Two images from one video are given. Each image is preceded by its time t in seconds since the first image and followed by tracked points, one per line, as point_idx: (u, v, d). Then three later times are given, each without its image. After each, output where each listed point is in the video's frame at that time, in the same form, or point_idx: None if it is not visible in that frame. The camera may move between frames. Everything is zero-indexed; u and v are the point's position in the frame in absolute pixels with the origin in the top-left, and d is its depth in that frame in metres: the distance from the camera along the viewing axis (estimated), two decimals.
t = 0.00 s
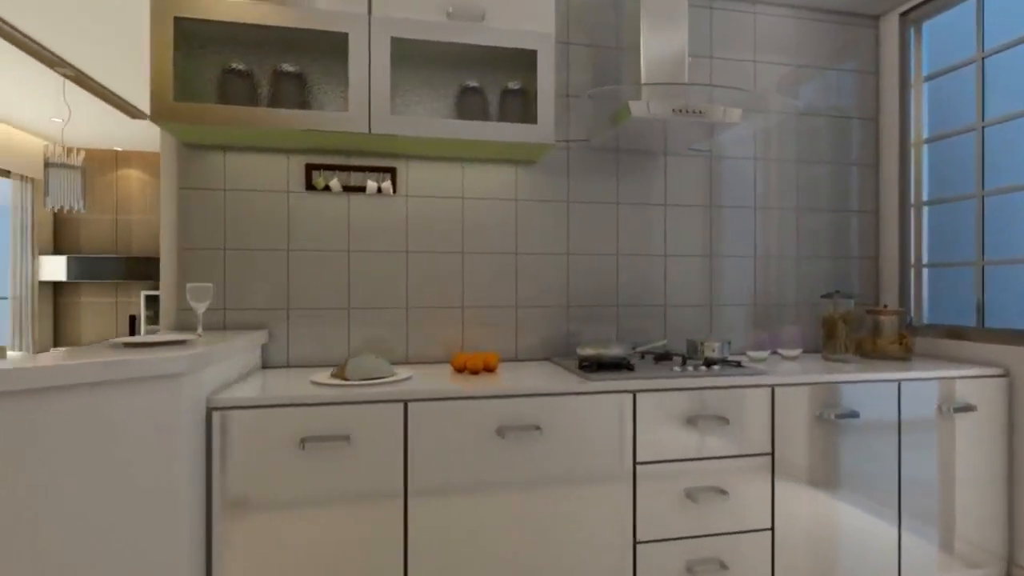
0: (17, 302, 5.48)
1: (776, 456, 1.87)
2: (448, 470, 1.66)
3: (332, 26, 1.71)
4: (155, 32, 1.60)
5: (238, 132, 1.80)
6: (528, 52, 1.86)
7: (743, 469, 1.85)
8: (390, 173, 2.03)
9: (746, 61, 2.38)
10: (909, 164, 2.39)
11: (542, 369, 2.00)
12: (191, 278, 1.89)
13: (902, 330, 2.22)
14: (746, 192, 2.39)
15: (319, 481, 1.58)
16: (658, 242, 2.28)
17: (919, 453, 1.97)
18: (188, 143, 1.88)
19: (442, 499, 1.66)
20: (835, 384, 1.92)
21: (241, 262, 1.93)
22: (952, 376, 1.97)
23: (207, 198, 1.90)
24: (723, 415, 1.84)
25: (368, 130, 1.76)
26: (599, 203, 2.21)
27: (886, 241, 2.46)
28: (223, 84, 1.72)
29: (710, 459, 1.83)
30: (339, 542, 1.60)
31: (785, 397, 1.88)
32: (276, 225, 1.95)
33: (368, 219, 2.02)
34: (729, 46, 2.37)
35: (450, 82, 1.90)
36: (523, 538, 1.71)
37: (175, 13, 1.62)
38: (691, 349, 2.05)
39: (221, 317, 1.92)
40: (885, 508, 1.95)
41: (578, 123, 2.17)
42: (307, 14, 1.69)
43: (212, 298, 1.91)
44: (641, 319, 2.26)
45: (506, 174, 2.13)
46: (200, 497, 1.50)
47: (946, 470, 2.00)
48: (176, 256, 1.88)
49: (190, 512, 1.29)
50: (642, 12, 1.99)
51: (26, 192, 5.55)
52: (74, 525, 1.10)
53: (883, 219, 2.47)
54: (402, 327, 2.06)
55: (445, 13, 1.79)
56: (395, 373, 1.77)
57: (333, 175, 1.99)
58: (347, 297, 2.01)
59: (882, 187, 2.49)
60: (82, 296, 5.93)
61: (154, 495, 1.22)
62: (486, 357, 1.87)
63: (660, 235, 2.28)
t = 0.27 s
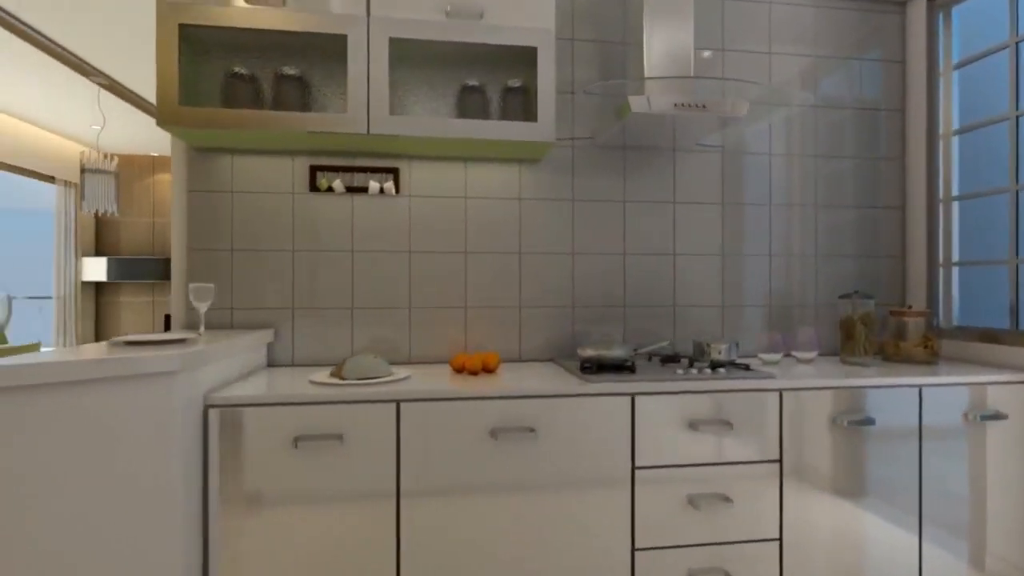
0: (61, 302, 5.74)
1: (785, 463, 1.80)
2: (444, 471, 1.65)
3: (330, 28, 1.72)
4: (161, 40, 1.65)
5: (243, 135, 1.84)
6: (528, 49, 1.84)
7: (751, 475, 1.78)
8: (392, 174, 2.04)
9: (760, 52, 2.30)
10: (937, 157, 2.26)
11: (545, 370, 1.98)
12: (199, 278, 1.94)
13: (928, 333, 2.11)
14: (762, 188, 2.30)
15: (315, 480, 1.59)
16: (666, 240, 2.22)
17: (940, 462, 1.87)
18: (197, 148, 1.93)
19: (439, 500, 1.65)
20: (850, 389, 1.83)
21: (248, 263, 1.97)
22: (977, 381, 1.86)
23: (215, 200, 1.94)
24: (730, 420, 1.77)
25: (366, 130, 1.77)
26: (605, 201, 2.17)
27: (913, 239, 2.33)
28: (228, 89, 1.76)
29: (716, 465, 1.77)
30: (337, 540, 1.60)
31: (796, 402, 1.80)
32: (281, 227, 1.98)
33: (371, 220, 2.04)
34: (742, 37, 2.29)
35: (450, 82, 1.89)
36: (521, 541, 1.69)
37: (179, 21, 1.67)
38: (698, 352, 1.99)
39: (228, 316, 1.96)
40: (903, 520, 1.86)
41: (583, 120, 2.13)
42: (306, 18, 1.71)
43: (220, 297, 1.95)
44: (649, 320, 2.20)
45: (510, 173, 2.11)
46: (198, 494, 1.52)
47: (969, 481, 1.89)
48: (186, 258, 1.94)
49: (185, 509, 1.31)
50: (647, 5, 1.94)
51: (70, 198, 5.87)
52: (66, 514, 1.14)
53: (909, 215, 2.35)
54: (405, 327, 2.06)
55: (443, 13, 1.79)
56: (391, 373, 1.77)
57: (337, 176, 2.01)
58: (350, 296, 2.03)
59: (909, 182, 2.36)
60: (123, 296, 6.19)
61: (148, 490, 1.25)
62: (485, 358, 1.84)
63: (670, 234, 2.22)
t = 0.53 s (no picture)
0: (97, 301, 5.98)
1: (791, 469, 1.73)
2: (440, 471, 1.65)
3: (331, 31, 1.74)
4: (167, 46, 1.70)
5: (248, 138, 1.87)
6: (528, 47, 1.82)
7: (755, 481, 1.73)
8: (394, 174, 2.05)
9: (773, 44, 2.23)
10: (961, 152, 2.17)
11: (546, 371, 1.96)
12: (208, 278, 1.98)
13: (951, 335, 2.01)
14: (774, 184, 2.23)
15: (310, 477, 1.60)
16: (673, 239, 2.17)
17: (956, 471, 1.79)
18: (206, 151, 1.98)
19: (434, 500, 1.65)
20: (861, 393, 1.76)
21: (254, 263, 2.00)
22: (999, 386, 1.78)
23: (223, 201, 1.99)
24: (733, 423, 1.72)
25: (366, 131, 1.78)
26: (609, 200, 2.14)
27: (936, 236, 2.23)
28: (232, 94, 1.79)
29: (719, 469, 1.72)
30: (334, 538, 1.62)
31: (803, 406, 1.74)
32: (287, 227, 2.02)
33: (374, 221, 2.05)
34: (754, 30, 2.22)
35: (451, 82, 1.89)
36: (517, 543, 1.67)
37: (185, 28, 1.71)
38: (704, 354, 1.94)
39: (236, 316, 2.00)
40: (917, 531, 1.78)
41: (586, 117, 2.10)
42: (307, 21, 1.73)
43: (228, 297, 2.00)
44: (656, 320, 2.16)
45: (513, 172, 2.10)
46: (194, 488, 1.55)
47: (991, 491, 1.80)
48: (195, 258, 1.99)
49: (181, 503, 1.35)
50: None
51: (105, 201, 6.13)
52: (63, 507, 1.17)
53: (932, 212, 2.25)
54: (408, 327, 2.07)
55: (442, 12, 1.78)
56: (391, 372, 1.78)
57: (340, 177, 2.03)
58: (353, 297, 2.05)
59: (932, 177, 2.26)
60: (155, 297, 6.43)
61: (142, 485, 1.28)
62: (484, 358, 1.84)
63: (677, 232, 2.18)
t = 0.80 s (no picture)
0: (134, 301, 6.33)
1: (795, 475, 1.67)
2: (434, 471, 1.65)
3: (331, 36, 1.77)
4: (176, 55, 1.76)
5: (254, 142, 1.92)
6: (526, 45, 1.82)
7: (757, 487, 1.67)
8: (397, 175, 2.07)
9: (785, 36, 2.16)
10: (989, 143, 2.05)
11: (546, 372, 1.94)
12: (218, 278, 2.04)
13: (978, 337, 1.89)
14: (786, 181, 2.16)
15: (307, 474, 1.63)
16: (680, 238, 2.13)
17: (979, 481, 1.69)
18: (217, 155, 2.04)
19: (430, 499, 1.65)
20: (872, 398, 1.69)
21: (263, 263, 2.05)
22: None
23: (233, 204, 2.05)
24: (736, 427, 1.67)
25: (366, 133, 1.80)
26: (613, 199, 2.11)
27: (962, 233, 2.12)
28: (237, 99, 1.84)
29: (720, 475, 1.67)
30: (332, 535, 1.64)
31: (811, 410, 1.68)
32: (293, 228, 2.06)
33: (377, 221, 2.07)
34: (765, 22, 2.16)
35: (451, 83, 1.90)
36: (512, 544, 1.66)
37: (193, 36, 1.77)
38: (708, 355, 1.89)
39: (245, 315, 2.05)
40: (935, 544, 1.69)
41: (589, 115, 2.08)
42: (308, 27, 1.77)
43: (237, 297, 2.05)
44: (661, 321, 2.12)
45: (515, 172, 2.10)
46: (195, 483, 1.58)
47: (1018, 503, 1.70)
48: (207, 259, 2.05)
49: (182, 498, 1.38)
50: None
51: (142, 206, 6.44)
52: (60, 498, 1.22)
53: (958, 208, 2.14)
54: (411, 327, 2.09)
55: (441, 13, 1.80)
56: (389, 371, 1.80)
57: (345, 179, 2.06)
58: (358, 296, 2.08)
59: (958, 171, 2.14)
60: (190, 297, 6.74)
61: (140, 479, 1.32)
62: (482, 358, 1.84)
63: (684, 230, 2.13)
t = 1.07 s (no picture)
0: (169, 300, 6.68)
1: (797, 481, 1.62)
2: (428, 470, 1.66)
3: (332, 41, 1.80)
4: (185, 62, 1.82)
5: (261, 146, 1.97)
6: (525, 45, 1.81)
7: (757, 493, 1.63)
8: (401, 177, 2.09)
9: (797, 28, 2.10)
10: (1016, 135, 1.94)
11: (546, 372, 1.94)
12: (229, 278, 2.11)
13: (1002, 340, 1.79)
14: (797, 177, 2.10)
15: (305, 469, 1.66)
16: (685, 237, 2.09)
17: (997, 492, 1.61)
18: (227, 159, 2.10)
19: (424, 498, 1.66)
20: (881, 403, 1.62)
21: (271, 264, 2.11)
22: None
23: (242, 206, 2.11)
24: (735, 431, 1.63)
25: (366, 136, 1.83)
26: (616, 198, 2.09)
27: (987, 231, 2.01)
28: (245, 104, 1.89)
29: (719, 479, 1.63)
30: (330, 530, 1.67)
31: (814, 415, 1.62)
32: (300, 230, 2.10)
33: (381, 222, 2.10)
34: (775, 14, 2.10)
35: (451, 84, 1.91)
36: (504, 545, 1.66)
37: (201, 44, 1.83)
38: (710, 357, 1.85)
39: (254, 314, 2.11)
40: (947, 556, 1.62)
41: (592, 113, 2.06)
42: (310, 33, 1.81)
43: (247, 296, 2.11)
44: (666, 321, 2.09)
45: (517, 172, 2.09)
46: (198, 477, 1.64)
47: None
48: (218, 259, 2.11)
49: (182, 492, 1.43)
50: None
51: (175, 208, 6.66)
52: (64, 489, 1.28)
53: (983, 204, 2.03)
54: (414, 326, 2.11)
55: (440, 15, 1.81)
56: (388, 371, 1.82)
57: (349, 181, 2.09)
58: (362, 296, 2.11)
59: (983, 165, 2.04)
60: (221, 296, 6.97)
61: (139, 472, 1.37)
62: (481, 358, 1.85)
63: (689, 229, 2.09)
